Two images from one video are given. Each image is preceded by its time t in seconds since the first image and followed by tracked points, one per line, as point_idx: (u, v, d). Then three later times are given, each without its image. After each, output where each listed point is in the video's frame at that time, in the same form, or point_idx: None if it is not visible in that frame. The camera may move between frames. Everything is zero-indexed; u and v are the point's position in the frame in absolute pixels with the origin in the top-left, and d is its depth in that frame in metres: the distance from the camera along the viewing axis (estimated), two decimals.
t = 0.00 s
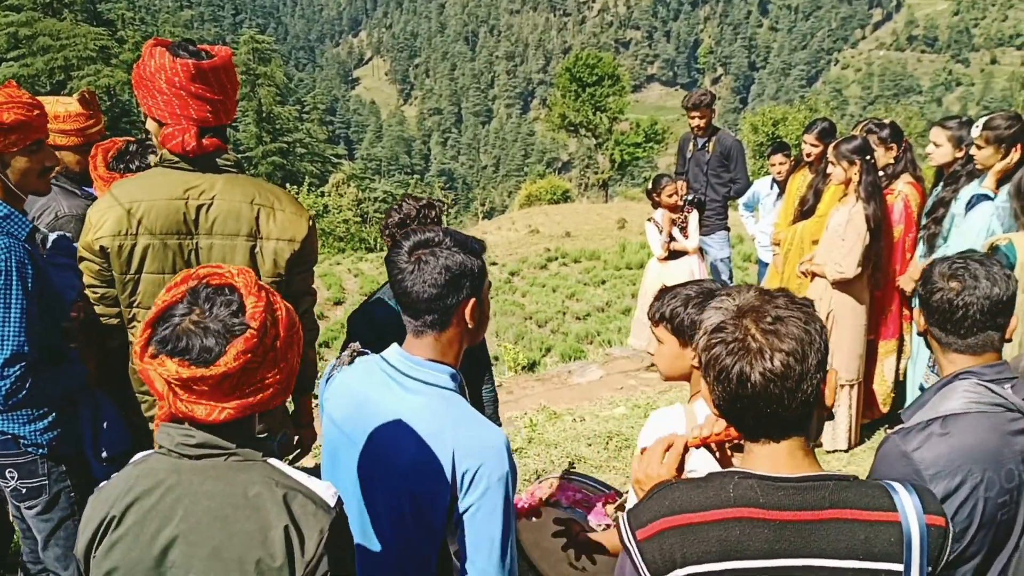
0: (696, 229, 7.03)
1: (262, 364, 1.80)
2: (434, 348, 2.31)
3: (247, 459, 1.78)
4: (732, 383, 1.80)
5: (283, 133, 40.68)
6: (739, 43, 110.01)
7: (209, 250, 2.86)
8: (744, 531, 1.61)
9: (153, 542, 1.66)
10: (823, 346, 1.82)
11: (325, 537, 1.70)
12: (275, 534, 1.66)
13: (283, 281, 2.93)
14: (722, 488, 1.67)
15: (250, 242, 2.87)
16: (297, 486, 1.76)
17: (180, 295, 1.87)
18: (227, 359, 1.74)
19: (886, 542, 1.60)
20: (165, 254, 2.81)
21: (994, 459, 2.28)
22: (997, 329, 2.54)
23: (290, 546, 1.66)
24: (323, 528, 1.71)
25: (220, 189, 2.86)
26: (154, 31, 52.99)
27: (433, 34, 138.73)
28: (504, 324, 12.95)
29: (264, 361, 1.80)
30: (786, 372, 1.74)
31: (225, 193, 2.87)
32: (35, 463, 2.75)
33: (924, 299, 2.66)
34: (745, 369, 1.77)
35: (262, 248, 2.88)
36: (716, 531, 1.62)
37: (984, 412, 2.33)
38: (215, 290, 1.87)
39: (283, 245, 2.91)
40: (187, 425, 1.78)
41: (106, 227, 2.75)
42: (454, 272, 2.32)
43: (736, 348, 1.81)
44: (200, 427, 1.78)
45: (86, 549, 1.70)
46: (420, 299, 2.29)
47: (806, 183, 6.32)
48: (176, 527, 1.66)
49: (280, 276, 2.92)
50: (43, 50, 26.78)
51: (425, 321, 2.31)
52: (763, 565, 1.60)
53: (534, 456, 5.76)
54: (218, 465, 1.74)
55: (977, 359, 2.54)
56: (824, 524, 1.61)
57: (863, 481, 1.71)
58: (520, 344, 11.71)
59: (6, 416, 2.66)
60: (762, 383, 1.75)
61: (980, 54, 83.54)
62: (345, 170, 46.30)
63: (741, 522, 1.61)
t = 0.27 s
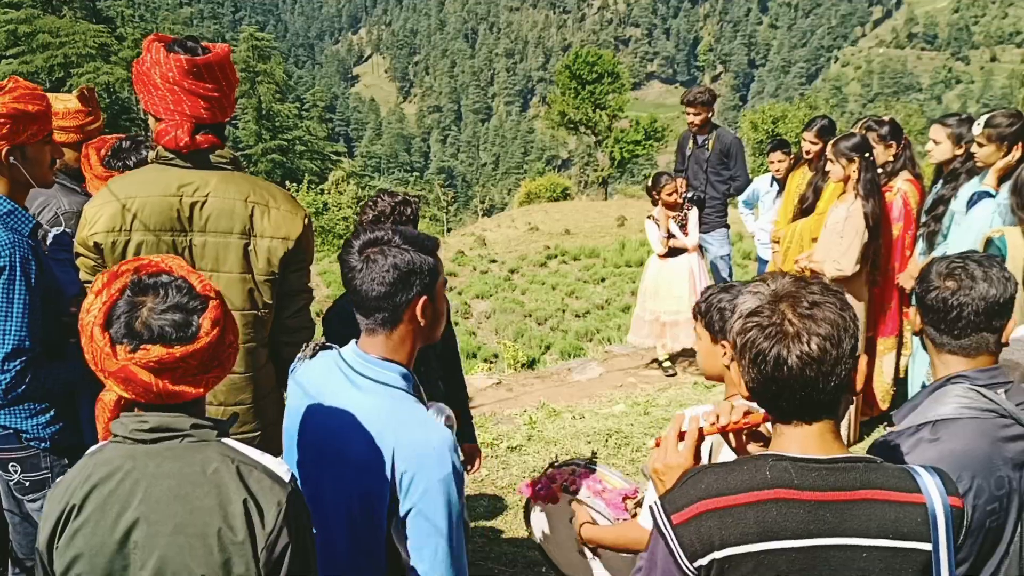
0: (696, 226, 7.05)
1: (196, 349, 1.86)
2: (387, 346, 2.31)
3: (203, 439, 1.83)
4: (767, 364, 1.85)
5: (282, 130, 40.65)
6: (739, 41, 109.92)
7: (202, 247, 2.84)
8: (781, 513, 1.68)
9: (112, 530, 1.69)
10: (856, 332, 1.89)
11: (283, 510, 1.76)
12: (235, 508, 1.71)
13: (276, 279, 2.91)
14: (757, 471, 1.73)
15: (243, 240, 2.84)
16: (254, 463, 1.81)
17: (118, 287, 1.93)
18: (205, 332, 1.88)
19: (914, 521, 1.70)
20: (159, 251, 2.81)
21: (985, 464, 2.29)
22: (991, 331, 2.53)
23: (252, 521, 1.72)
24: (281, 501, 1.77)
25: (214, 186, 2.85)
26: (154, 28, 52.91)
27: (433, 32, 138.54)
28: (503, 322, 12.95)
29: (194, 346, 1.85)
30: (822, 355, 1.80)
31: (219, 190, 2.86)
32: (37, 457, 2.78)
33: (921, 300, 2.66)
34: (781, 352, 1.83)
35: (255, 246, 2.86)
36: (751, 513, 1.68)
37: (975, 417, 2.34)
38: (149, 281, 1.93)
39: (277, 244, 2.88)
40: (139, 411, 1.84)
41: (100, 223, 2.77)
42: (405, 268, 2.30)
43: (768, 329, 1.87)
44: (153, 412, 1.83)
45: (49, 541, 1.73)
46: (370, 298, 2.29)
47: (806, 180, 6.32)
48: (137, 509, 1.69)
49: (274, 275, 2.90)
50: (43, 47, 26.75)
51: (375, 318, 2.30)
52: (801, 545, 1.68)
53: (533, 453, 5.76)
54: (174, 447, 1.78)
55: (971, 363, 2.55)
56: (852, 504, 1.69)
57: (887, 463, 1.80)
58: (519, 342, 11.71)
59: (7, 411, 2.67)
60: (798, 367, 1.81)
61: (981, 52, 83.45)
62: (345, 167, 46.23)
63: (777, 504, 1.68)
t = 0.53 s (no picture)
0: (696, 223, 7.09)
1: (158, 338, 1.87)
2: (338, 347, 2.26)
3: (165, 420, 1.83)
4: (768, 354, 1.88)
5: (282, 127, 40.65)
6: (739, 38, 109.84)
7: (203, 243, 2.85)
8: (783, 501, 1.72)
9: (76, 510, 1.69)
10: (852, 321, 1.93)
11: (244, 487, 1.75)
12: (195, 485, 1.71)
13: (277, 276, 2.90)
14: (759, 460, 1.77)
15: (244, 235, 2.85)
16: (216, 444, 1.81)
17: (83, 278, 1.94)
18: (173, 315, 1.93)
19: (911, 505, 1.77)
20: (159, 246, 2.81)
21: (981, 467, 2.30)
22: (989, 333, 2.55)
23: (213, 497, 1.72)
24: (242, 479, 1.76)
25: (215, 182, 2.86)
26: (154, 25, 52.87)
27: (433, 29, 138.47)
28: (503, 319, 12.97)
29: (144, 336, 1.86)
30: (822, 343, 1.84)
31: (219, 186, 2.87)
32: (43, 447, 2.85)
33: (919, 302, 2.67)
34: (782, 340, 1.86)
35: (255, 242, 2.86)
36: (755, 501, 1.72)
37: (971, 419, 2.35)
38: (113, 272, 1.96)
39: (278, 239, 2.87)
40: (107, 397, 1.85)
41: (100, 219, 2.80)
42: (349, 271, 2.24)
43: (767, 319, 1.90)
44: (117, 396, 1.85)
45: (18, 524, 1.74)
46: (317, 300, 2.25)
47: (806, 177, 6.31)
48: (103, 495, 1.68)
49: (274, 270, 2.89)
50: (43, 44, 26.73)
51: (325, 321, 2.26)
52: (803, 531, 1.72)
53: (533, 450, 5.78)
54: (136, 428, 1.78)
55: (968, 365, 2.57)
56: (853, 490, 1.75)
57: (882, 451, 1.87)
58: (519, 339, 11.72)
59: (17, 401, 2.77)
60: (799, 355, 1.84)
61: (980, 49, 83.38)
62: (344, 164, 46.20)
63: (780, 492, 1.72)
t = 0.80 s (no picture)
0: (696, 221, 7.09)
1: (152, 338, 1.89)
2: (308, 346, 2.26)
3: (150, 423, 1.82)
4: (750, 349, 1.89)
5: (281, 125, 40.60)
6: (738, 36, 109.78)
7: (198, 242, 2.84)
8: (768, 494, 1.71)
9: (62, 515, 1.67)
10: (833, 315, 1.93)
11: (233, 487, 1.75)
12: (186, 487, 1.71)
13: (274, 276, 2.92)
14: (742, 455, 1.77)
15: (239, 235, 2.85)
16: (202, 442, 1.80)
17: (69, 282, 1.92)
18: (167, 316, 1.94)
19: (895, 497, 1.76)
20: (154, 246, 2.79)
21: (974, 474, 2.30)
22: (986, 336, 2.54)
23: (202, 498, 1.72)
24: (230, 479, 1.76)
25: (211, 181, 2.86)
26: (153, 23, 52.78)
27: (433, 27, 138.35)
28: (502, 317, 12.95)
29: (145, 334, 1.88)
30: (802, 338, 1.85)
31: (215, 186, 2.87)
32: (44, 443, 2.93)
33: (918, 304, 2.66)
34: (764, 337, 1.87)
35: (251, 241, 2.87)
36: (739, 496, 1.71)
37: (968, 423, 2.34)
38: (100, 274, 1.93)
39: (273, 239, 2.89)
40: (91, 401, 1.84)
41: (94, 217, 2.75)
42: (317, 270, 2.23)
43: (749, 316, 1.90)
44: (99, 400, 1.85)
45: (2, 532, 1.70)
46: (288, 297, 2.24)
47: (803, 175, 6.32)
48: (93, 502, 1.67)
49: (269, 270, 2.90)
50: (42, 41, 26.68)
51: (292, 318, 2.25)
52: (789, 524, 1.72)
53: (533, 448, 5.77)
54: (118, 433, 1.77)
55: (967, 368, 2.55)
56: (841, 480, 1.75)
57: (867, 441, 1.86)
58: (518, 337, 11.71)
59: (22, 397, 2.84)
60: (779, 349, 1.85)
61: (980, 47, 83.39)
62: (343, 161, 46.14)
63: (763, 486, 1.72)
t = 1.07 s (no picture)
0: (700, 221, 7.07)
1: (179, 341, 1.83)
2: (304, 345, 2.26)
3: (175, 432, 1.78)
4: (740, 348, 1.88)
5: (285, 123, 40.64)
6: (743, 35, 109.57)
7: (196, 244, 2.83)
8: (758, 492, 1.71)
9: (94, 525, 1.62)
10: (822, 314, 1.92)
11: (265, 490, 1.73)
12: (218, 495, 1.68)
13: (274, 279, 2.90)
14: (734, 454, 1.77)
15: (238, 236, 2.84)
16: (229, 448, 1.78)
17: (88, 288, 1.80)
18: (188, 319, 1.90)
19: (887, 495, 1.75)
20: (152, 248, 2.81)
21: (974, 478, 2.28)
22: (997, 338, 2.52)
23: (236, 505, 1.70)
24: (260, 481, 1.74)
25: (210, 183, 2.84)
26: (157, 22, 52.86)
27: (437, 26, 138.26)
28: (505, 316, 12.95)
29: (175, 336, 1.82)
30: (793, 335, 1.84)
31: (214, 187, 2.85)
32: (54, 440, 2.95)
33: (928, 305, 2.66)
34: (754, 335, 1.86)
35: (249, 243, 2.85)
36: (730, 494, 1.71)
37: (971, 427, 2.33)
38: (116, 277, 1.83)
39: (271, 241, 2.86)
40: (110, 411, 1.77)
41: (93, 218, 2.78)
42: (314, 268, 2.22)
43: (739, 314, 1.90)
44: (121, 409, 1.77)
45: (22, 550, 1.63)
46: (285, 296, 2.23)
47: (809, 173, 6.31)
48: (126, 518, 1.62)
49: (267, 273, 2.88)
50: (47, 41, 26.73)
51: (288, 316, 2.24)
52: (782, 522, 1.71)
53: (537, 448, 5.76)
54: (146, 442, 1.72)
55: (972, 371, 2.53)
56: (827, 480, 1.74)
57: (858, 439, 1.85)
58: (521, 336, 11.72)
59: (32, 395, 2.88)
60: (770, 347, 1.85)
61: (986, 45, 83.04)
62: (347, 160, 46.17)
63: (756, 484, 1.72)
